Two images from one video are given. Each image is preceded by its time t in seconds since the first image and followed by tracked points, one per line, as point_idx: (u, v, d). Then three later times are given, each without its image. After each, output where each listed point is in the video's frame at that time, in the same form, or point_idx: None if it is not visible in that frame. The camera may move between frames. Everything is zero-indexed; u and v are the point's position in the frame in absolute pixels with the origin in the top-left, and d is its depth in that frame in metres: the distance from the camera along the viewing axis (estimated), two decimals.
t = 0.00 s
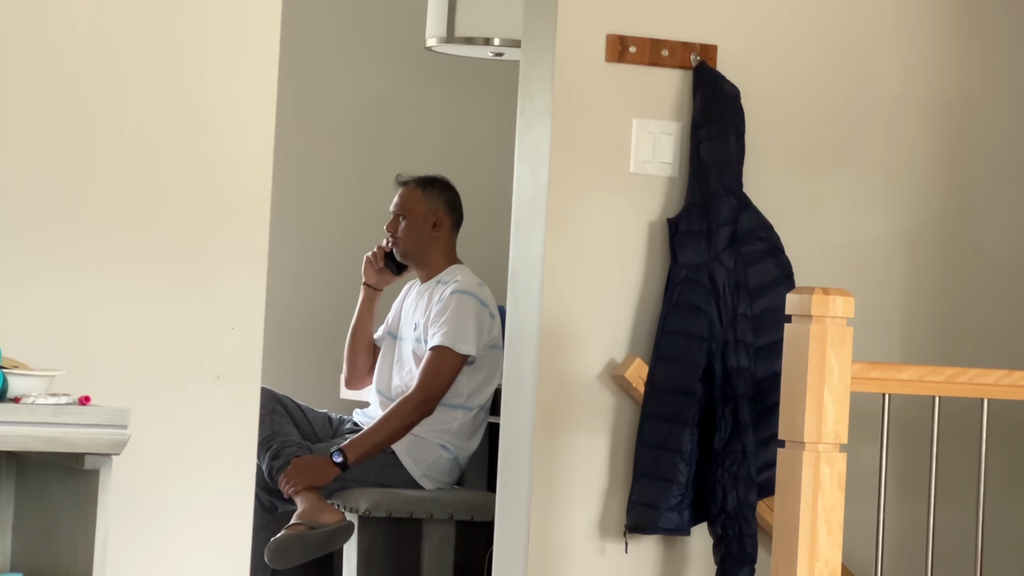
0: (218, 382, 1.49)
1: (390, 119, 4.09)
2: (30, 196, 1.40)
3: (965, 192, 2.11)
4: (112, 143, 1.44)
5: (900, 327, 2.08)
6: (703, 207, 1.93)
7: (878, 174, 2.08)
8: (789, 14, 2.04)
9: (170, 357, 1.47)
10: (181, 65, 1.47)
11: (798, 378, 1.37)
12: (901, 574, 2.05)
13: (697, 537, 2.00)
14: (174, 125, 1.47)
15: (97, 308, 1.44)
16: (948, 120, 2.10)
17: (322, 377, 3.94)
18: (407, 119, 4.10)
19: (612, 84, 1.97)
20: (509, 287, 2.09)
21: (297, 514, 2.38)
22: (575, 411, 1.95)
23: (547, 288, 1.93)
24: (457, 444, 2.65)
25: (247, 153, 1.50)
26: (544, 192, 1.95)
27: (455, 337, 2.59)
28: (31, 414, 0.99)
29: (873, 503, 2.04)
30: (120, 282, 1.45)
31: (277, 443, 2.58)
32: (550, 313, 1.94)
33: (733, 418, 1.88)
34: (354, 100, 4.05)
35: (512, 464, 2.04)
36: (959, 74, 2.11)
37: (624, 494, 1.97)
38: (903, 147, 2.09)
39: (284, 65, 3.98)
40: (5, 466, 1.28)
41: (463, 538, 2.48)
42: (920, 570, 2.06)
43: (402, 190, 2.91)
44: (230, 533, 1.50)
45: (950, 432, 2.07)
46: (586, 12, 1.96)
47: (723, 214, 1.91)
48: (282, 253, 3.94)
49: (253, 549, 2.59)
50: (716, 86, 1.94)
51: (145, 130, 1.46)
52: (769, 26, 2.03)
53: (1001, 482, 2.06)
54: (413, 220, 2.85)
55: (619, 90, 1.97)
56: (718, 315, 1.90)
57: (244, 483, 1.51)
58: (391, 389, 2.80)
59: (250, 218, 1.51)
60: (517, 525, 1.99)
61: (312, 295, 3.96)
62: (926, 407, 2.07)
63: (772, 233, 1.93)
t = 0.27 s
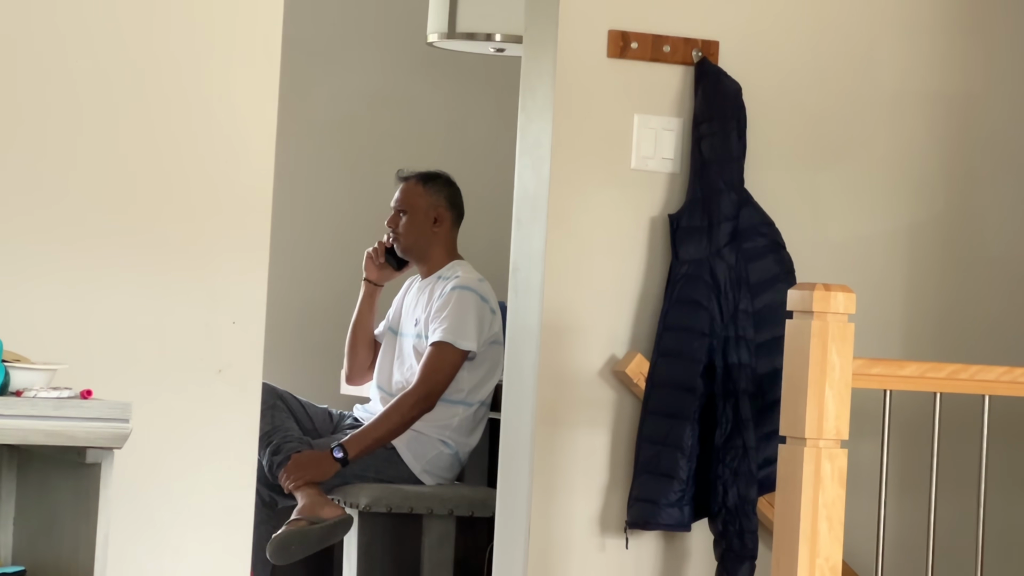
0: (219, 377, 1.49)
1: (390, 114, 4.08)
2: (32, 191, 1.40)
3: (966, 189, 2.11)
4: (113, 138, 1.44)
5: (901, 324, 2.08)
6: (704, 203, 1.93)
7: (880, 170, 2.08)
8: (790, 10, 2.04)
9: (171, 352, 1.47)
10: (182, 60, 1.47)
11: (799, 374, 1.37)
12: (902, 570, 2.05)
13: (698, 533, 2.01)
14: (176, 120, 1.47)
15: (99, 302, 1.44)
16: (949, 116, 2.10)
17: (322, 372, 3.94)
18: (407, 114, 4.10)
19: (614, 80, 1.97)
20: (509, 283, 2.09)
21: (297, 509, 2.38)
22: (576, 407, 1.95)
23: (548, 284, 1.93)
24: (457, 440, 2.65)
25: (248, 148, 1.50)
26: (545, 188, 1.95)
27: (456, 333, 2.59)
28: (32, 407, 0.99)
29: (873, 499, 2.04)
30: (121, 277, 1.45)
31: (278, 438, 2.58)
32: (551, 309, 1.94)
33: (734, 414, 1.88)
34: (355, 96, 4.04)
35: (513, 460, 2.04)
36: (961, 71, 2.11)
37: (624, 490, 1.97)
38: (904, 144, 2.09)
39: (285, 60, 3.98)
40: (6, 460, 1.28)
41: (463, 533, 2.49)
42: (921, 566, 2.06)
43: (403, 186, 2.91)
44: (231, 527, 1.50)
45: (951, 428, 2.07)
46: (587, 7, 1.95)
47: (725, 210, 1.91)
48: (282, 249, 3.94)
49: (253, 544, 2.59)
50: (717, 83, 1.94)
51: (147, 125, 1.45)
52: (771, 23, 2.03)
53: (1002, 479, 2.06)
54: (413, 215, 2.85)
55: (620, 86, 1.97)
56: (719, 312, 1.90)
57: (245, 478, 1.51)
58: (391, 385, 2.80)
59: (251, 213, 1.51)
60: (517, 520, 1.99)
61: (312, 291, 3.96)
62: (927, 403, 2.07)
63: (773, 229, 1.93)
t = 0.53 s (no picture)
0: (222, 369, 1.49)
1: (392, 108, 4.08)
2: (33, 183, 1.40)
3: (969, 183, 2.11)
4: (116, 130, 1.44)
5: (902, 319, 2.08)
6: (705, 197, 1.92)
7: (882, 165, 2.08)
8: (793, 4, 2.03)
9: (173, 345, 1.47)
10: (184, 52, 1.47)
11: (801, 368, 1.37)
12: (904, 564, 2.05)
13: (699, 527, 2.01)
14: (177, 112, 1.46)
15: (101, 294, 1.43)
16: (952, 111, 2.10)
17: (322, 366, 3.94)
18: (408, 109, 4.10)
19: (615, 74, 1.96)
20: (511, 277, 2.09)
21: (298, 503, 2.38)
22: (577, 401, 1.95)
23: (549, 277, 1.93)
24: (458, 434, 2.65)
25: (250, 142, 1.50)
26: (547, 182, 1.95)
27: (457, 326, 2.59)
28: (36, 399, 0.99)
29: (874, 494, 2.05)
30: (123, 269, 1.44)
31: (279, 432, 2.59)
32: (553, 303, 1.93)
33: (736, 408, 1.87)
34: (356, 90, 4.04)
35: (515, 454, 2.03)
36: (964, 65, 2.10)
37: (626, 483, 1.97)
38: (907, 138, 2.09)
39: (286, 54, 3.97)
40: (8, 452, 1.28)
41: (463, 527, 2.49)
42: (922, 561, 2.06)
43: (404, 180, 2.90)
44: (236, 519, 1.50)
45: (953, 423, 2.07)
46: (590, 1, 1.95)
47: (726, 204, 1.91)
48: (283, 243, 3.94)
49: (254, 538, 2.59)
50: (719, 76, 1.94)
51: (149, 117, 1.45)
52: (774, 16, 2.03)
53: (1003, 474, 2.06)
54: (415, 209, 2.85)
55: (622, 79, 1.97)
56: (721, 305, 1.90)
57: (247, 471, 1.51)
58: (392, 379, 2.80)
59: (253, 206, 1.50)
60: (519, 514, 1.99)
61: (313, 285, 3.96)
62: (928, 398, 2.07)
63: (775, 223, 1.94)
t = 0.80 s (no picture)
0: (221, 364, 1.49)
1: (391, 103, 4.07)
2: (33, 178, 1.40)
3: (968, 179, 2.11)
4: (115, 124, 1.44)
5: (902, 314, 2.08)
6: (705, 192, 1.92)
7: (881, 160, 2.08)
8: None
9: (173, 339, 1.47)
10: (185, 46, 1.46)
11: (800, 363, 1.37)
12: (903, 559, 2.05)
13: (698, 522, 2.01)
14: (177, 106, 1.46)
15: (101, 288, 1.43)
16: (952, 106, 2.10)
17: (321, 361, 3.94)
18: (408, 103, 4.09)
19: (615, 69, 1.96)
20: (510, 272, 2.09)
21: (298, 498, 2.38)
22: (576, 396, 1.95)
23: (549, 272, 1.93)
24: (458, 429, 2.65)
25: (250, 136, 1.49)
26: (546, 177, 1.95)
27: (457, 321, 2.59)
28: (36, 393, 0.99)
29: (873, 489, 2.05)
30: (123, 263, 1.44)
31: (278, 427, 2.58)
32: (552, 297, 1.93)
33: (735, 404, 1.87)
34: (356, 85, 4.04)
35: (514, 449, 2.03)
36: (963, 61, 2.10)
37: (625, 479, 1.97)
38: (907, 134, 2.09)
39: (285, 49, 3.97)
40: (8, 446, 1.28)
41: (463, 523, 2.49)
42: (921, 556, 2.06)
43: (404, 175, 2.90)
44: (237, 515, 1.50)
45: (952, 419, 2.07)
46: None
47: (726, 199, 1.91)
48: (282, 238, 3.93)
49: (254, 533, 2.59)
50: (719, 72, 1.94)
51: (149, 111, 1.45)
52: (774, 11, 2.02)
53: (1001, 469, 2.06)
54: (415, 204, 2.85)
55: (622, 75, 1.97)
56: (720, 301, 1.90)
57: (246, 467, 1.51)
58: (392, 373, 2.80)
59: (254, 201, 1.50)
60: (517, 509, 1.99)
61: (311, 280, 3.96)
62: (927, 394, 2.08)
63: (775, 219, 1.94)
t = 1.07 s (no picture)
0: (218, 360, 1.49)
1: (389, 99, 4.07)
2: (30, 172, 1.39)
3: (965, 175, 2.11)
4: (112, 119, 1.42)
5: (899, 309, 2.08)
6: (702, 188, 1.92)
7: (879, 157, 2.08)
8: None
9: (170, 335, 1.46)
10: (182, 41, 1.45)
11: (798, 359, 1.37)
12: (899, 555, 2.06)
13: (695, 519, 2.01)
14: (174, 101, 1.45)
15: (98, 283, 1.42)
16: (950, 102, 2.10)
17: (318, 357, 3.94)
18: (406, 99, 4.09)
19: (613, 65, 1.96)
20: (508, 268, 2.09)
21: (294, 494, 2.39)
22: (574, 393, 1.95)
23: (546, 269, 1.93)
24: (455, 424, 2.66)
25: (247, 132, 1.49)
26: (544, 173, 1.95)
27: (455, 317, 2.59)
28: (32, 389, 0.99)
29: (870, 485, 2.05)
30: (120, 258, 1.43)
31: (275, 422, 2.59)
32: (549, 293, 1.93)
33: (732, 400, 1.87)
34: (354, 81, 4.03)
35: (512, 445, 2.03)
36: (961, 57, 2.10)
37: (622, 475, 1.97)
38: (905, 130, 2.09)
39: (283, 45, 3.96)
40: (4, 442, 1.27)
41: (460, 519, 2.48)
42: (918, 552, 2.07)
43: (402, 171, 2.90)
44: (235, 513, 1.50)
45: (949, 415, 2.08)
46: None
47: (723, 195, 1.91)
48: (280, 234, 3.93)
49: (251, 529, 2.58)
50: (716, 67, 1.93)
51: (146, 106, 1.44)
52: (772, 7, 2.02)
53: (998, 465, 2.07)
54: (412, 200, 2.84)
55: (619, 71, 1.96)
56: (717, 297, 1.90)
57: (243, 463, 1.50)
58: (389, 369, 2.80)
59: (251, 197, 1.50)
60: (514, 505, 1.99)
61: (309, 276, 3.95)
62: (924, 390, 2.08)
63: (772, 215, 1.94)
